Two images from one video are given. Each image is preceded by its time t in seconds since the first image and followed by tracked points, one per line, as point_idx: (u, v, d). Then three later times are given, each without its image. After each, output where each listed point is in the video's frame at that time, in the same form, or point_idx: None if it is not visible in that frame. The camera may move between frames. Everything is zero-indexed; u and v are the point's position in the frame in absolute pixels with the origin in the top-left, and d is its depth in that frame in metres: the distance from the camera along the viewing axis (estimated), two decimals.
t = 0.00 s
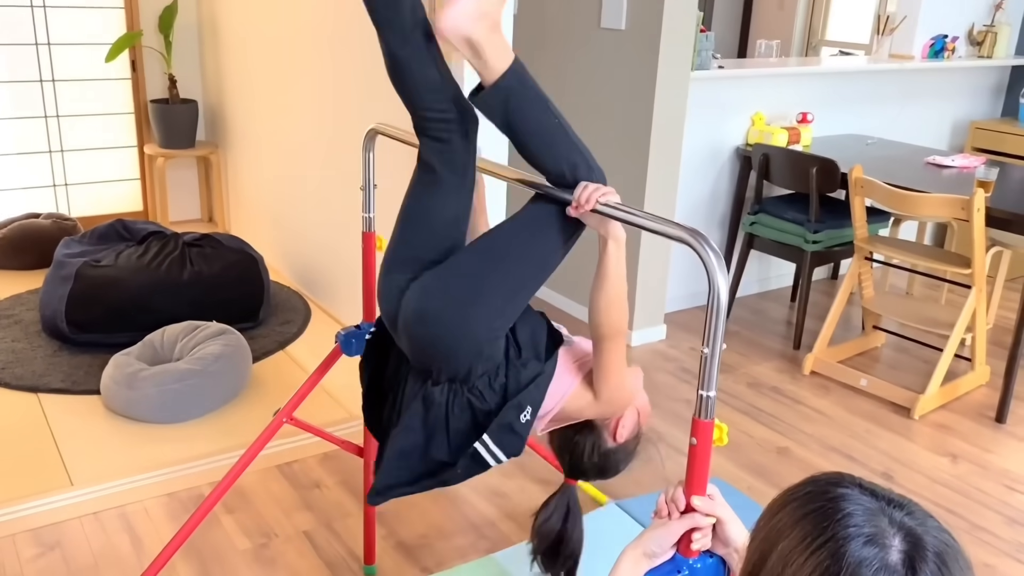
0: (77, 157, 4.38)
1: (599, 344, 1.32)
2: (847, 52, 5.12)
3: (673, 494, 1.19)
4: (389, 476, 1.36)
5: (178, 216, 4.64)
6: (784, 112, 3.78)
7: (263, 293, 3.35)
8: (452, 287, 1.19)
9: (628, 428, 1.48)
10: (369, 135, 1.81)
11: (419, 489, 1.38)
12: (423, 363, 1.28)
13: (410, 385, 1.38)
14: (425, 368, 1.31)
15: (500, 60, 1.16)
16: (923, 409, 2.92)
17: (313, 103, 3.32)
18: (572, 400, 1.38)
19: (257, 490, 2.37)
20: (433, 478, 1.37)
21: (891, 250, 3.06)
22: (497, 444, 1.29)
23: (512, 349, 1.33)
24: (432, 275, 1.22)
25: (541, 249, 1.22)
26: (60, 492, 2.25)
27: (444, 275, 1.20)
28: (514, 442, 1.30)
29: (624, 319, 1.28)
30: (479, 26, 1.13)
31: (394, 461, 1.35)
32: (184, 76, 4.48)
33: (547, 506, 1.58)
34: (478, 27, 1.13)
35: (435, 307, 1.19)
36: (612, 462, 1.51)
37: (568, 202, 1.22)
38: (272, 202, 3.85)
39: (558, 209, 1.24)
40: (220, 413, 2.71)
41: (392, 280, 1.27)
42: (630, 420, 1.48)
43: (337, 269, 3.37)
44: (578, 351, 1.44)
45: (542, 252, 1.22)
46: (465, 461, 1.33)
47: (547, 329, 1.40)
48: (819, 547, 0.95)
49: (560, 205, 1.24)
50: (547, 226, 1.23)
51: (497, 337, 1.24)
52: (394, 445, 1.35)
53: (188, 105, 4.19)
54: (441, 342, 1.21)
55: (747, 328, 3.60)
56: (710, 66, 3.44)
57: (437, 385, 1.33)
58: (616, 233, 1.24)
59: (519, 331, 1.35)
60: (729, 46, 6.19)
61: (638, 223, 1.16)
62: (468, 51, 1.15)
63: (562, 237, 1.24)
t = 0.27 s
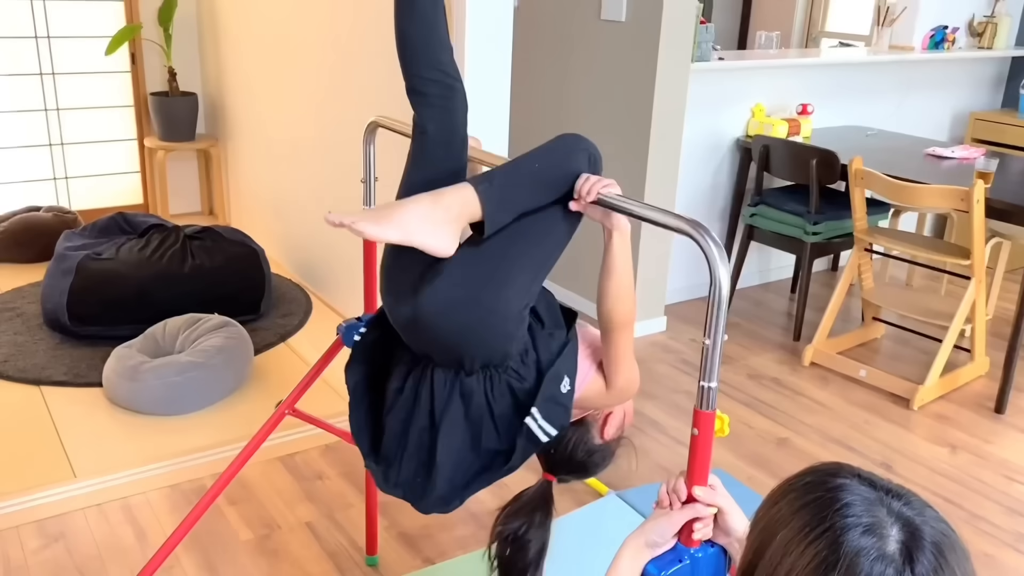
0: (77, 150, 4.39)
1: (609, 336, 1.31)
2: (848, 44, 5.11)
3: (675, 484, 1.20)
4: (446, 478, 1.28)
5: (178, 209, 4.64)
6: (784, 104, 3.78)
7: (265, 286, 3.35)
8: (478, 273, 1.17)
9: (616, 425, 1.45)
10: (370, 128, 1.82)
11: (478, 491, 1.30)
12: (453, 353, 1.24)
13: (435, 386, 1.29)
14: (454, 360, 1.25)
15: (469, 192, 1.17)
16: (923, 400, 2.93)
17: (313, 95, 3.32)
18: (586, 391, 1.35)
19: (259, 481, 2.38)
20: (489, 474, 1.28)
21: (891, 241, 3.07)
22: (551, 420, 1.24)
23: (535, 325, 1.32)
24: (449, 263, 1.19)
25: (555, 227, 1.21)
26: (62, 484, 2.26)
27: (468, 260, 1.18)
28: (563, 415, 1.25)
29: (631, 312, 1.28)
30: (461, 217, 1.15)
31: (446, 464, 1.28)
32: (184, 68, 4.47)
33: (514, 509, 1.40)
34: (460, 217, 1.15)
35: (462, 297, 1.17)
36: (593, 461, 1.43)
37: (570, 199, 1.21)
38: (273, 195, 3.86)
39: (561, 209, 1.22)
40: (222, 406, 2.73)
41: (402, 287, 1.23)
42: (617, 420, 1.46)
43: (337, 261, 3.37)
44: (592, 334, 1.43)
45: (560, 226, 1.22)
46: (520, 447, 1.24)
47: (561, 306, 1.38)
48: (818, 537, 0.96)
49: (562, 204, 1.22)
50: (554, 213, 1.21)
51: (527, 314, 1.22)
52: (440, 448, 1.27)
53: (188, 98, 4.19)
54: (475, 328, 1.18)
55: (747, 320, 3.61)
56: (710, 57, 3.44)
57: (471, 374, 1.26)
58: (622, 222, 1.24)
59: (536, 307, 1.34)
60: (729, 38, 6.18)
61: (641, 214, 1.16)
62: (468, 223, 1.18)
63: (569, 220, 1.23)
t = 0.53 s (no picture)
0: (77, 145, 4.38)
1: (618, 326, 1.33)
2: (847, 37, 5.10)
3: (673, 477, 1.20)
4: (460, 479, 1.34)
5: (178, 203, 4.64)
6: (783, 98, 3.78)
7: (265, 280, 3.36)
8: (481, 279, 1.19)
9: (645, 405, 1.50)
10: (369, 123, 1.82)
11: (491, 485, 1.37)
12: (462, 360, 1.27)
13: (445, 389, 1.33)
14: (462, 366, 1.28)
15: (467, 130, 1.17)
16: (921, 393, 2.94)
17: (313, 90, 3.32)
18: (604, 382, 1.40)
19: (260, 475, 2.39)
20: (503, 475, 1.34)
21: (890, 235, 3.07)
22: (561, 421, 1.29)
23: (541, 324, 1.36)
24: (454, 272, 1.21)
25: (558, 231, 1.24)
26: (64, 478, 2.27)
27: (472, 268, 1.20)
28: (571, 413, 1.31)
29: (636, 301, 1.30)
30: (440, 146, 1.16)
31: (460, 464, 1.33)
32: (183, 63, 4.47)
33: (568, 502, 1.51)
34: (443, 143, 1.16)
35: (467, 303, 1.19)
36: (630, 442, 1.49)
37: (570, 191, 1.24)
38: (273, 190, 3.86)
39: (557, 208, 1.25)
40: (223, 400, 2.73)
41: (402, 292, 1.24)
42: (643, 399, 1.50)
43: (338, 256, 3.38)
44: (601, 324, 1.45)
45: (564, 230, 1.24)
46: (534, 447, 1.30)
47: (566, 302, 1.42)
48: (810, 532, 0.96)
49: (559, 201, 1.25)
50: (547, 214, 1.24)
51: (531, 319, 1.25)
52: (455, 450, 1.32)
53: (187, 93, 4.19)
54: (481, 336, 1.21)
55: (746, 314, 3.61)
56: (710, 51, 3.44)
57: (481, 377, 1.30)
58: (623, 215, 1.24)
59: (540, 309, 1.39)
60: (729, 32, 6.18)
61: (638, 208, 1.17)
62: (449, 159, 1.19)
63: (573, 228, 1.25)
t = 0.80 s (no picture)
0: (75, 139, 4.38)
1: (623, 313, 1.32)
2: (847, 30, 5.09)
3: (671, 468, 1.21)
4: (445, 449, 1.38)
5: (177, 198, 4.64)
6: (783, 91, 3.77)
7: (264, 274, 3.36)
8: (459, 253, 1.23)
9: (648, 386, 1.48)
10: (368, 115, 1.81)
11: (479, 455, 1.40)
12: (445, 332, 1.30)
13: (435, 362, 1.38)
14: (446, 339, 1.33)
15: (456, 132, 1.20)
16: (921, 386, 2.94)
17: (311, 84, 3.31)
18: (607, 357, 1.38)
19: (259, 469, 2.39)
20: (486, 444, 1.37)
21: (890, 228, 3.07)
22: (542, 392, 1.31)
23: (529, 297, 1.38)
24: (437, 247, 1.25)
25: (546, 216, 1.25)
26: (64, 472, 2.27)
27: (452, 243, 1.23)
28: (554, 385, 1.32)
29: (640, 288, 1.29)
30: (436, 153, 1.19)
31: (444, 434, 1.37)
32: (181, 57, 4.46)
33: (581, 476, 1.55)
34: (437, 150, 1.19)
35: (446, 275, 1.23)
36: (635, 425, 1.48)
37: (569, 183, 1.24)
38: (272, 183, 3.85)
39: (555, 199, 1.26)
40: (222, 394, 2.73)
41: (392, 266, 1.31)
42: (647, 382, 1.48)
43: (337, 250, 3.37)
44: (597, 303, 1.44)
45: (552, 214, 1.26)
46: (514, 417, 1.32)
47: (560, 277, 1.43)
48: (801, 521, 0.96)
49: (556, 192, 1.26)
50: (546, 205, 1.26)
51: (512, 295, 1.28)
52: (439, 421, 1.36)
53: (186, 87, 4.18)
54: (460, 308, 1.24)
55: (746, 307, 3.61)
56: (709, 45, 3.43)
57: (465, 350, 1.34)
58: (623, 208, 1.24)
59: (530, 283, 1.40)
60: (728, 25, 6.16)
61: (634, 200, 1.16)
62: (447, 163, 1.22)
63: (562, 214, 1.26)
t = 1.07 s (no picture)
0: (74, 135, 4.37)
1: (641, 315, 1.32)
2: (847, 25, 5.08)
3: (671, 462, 1.21)
4: (423, 428, 1.34)
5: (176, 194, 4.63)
6: (783, 86, 3.77)
7: (264, 270, 3.35)
8: (443, 225, 1.21)
9: (641, 375, 1.47)
10: (366, 109, 1.81)
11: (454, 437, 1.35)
12: (424, 307, 1.29)
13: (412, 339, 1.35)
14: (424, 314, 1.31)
15: (464, 111, 1.19)
16: (921, 380, 2.93)
17: (310, 78, 3.31)
18: (597, 340, 1.39)
19: (259, 464, 2.39)
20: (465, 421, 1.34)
21: (889, 223, 3.06)
22: (524, 368, 1.31)
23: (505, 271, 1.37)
24: (418, 219, 1.24)
25: (536, 197, 1.25)
26: (63, 467, 2.27)
27: (432, 218, 1.22)
28: (535, 359, 1.32)
29: (659, 290, 1.27)
30: (443, 129, 1.17)
31: (422, 412, 1.34)
32: (180, 52, 4.45)
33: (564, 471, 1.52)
34: (444, 126, 1.17)
35: (428, 247, 1.21)
36: (626, 412, 1.46)
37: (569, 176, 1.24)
38: (271, 178, 3.85)
39: (552, 187, 1.26)
40: (221, 390, 2.73)
41: (370, 240, 1.27)
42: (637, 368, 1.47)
43: (336, 245, 3.37)
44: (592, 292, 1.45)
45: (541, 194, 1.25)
46: (494, 391, 1.30)
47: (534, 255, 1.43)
48: (797, 512, 0.96)
49: (555, 182, 1.26)
50: (544, 193, 1.25)
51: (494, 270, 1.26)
52: (416, 397, 1.33)
53: (184, 82, 4.17)
54: (442, 280, 1.23)
55: (746, 302, 3.61)
56: (709, 39, 3.42)
57: (442, 325, 1.32)
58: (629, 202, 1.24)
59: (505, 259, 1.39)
60: (728, 19, 6.14)
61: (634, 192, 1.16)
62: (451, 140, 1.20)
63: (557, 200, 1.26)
